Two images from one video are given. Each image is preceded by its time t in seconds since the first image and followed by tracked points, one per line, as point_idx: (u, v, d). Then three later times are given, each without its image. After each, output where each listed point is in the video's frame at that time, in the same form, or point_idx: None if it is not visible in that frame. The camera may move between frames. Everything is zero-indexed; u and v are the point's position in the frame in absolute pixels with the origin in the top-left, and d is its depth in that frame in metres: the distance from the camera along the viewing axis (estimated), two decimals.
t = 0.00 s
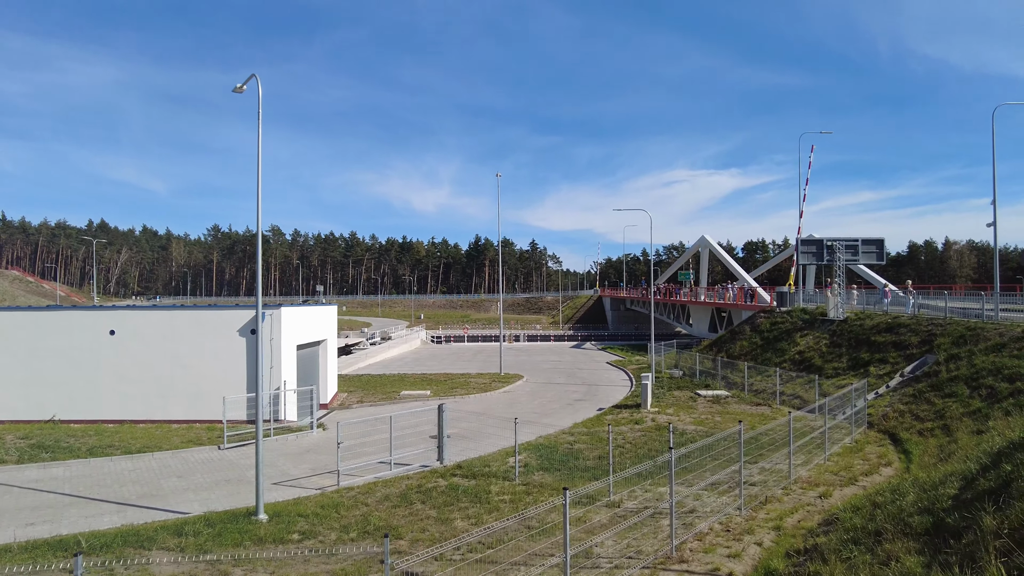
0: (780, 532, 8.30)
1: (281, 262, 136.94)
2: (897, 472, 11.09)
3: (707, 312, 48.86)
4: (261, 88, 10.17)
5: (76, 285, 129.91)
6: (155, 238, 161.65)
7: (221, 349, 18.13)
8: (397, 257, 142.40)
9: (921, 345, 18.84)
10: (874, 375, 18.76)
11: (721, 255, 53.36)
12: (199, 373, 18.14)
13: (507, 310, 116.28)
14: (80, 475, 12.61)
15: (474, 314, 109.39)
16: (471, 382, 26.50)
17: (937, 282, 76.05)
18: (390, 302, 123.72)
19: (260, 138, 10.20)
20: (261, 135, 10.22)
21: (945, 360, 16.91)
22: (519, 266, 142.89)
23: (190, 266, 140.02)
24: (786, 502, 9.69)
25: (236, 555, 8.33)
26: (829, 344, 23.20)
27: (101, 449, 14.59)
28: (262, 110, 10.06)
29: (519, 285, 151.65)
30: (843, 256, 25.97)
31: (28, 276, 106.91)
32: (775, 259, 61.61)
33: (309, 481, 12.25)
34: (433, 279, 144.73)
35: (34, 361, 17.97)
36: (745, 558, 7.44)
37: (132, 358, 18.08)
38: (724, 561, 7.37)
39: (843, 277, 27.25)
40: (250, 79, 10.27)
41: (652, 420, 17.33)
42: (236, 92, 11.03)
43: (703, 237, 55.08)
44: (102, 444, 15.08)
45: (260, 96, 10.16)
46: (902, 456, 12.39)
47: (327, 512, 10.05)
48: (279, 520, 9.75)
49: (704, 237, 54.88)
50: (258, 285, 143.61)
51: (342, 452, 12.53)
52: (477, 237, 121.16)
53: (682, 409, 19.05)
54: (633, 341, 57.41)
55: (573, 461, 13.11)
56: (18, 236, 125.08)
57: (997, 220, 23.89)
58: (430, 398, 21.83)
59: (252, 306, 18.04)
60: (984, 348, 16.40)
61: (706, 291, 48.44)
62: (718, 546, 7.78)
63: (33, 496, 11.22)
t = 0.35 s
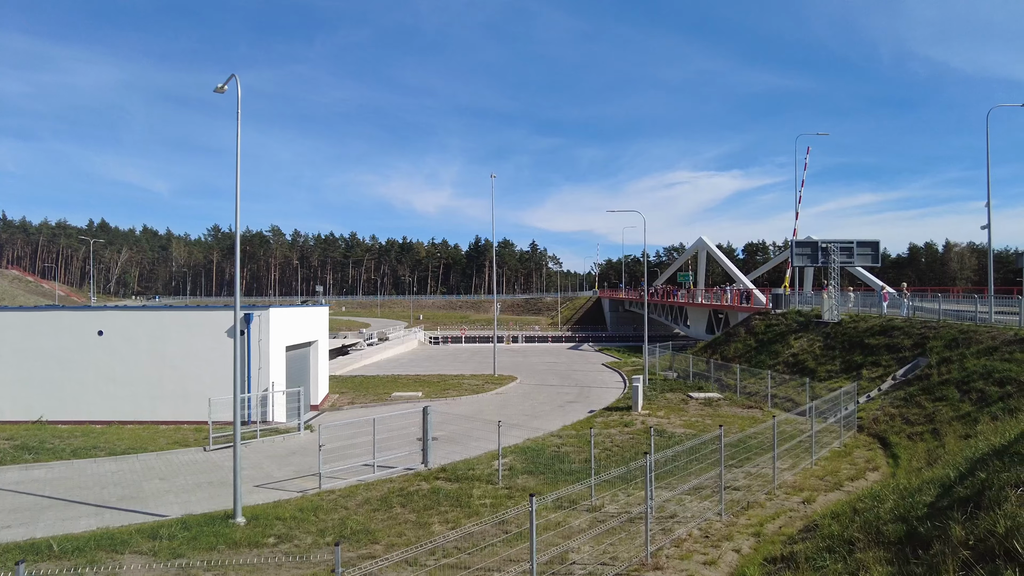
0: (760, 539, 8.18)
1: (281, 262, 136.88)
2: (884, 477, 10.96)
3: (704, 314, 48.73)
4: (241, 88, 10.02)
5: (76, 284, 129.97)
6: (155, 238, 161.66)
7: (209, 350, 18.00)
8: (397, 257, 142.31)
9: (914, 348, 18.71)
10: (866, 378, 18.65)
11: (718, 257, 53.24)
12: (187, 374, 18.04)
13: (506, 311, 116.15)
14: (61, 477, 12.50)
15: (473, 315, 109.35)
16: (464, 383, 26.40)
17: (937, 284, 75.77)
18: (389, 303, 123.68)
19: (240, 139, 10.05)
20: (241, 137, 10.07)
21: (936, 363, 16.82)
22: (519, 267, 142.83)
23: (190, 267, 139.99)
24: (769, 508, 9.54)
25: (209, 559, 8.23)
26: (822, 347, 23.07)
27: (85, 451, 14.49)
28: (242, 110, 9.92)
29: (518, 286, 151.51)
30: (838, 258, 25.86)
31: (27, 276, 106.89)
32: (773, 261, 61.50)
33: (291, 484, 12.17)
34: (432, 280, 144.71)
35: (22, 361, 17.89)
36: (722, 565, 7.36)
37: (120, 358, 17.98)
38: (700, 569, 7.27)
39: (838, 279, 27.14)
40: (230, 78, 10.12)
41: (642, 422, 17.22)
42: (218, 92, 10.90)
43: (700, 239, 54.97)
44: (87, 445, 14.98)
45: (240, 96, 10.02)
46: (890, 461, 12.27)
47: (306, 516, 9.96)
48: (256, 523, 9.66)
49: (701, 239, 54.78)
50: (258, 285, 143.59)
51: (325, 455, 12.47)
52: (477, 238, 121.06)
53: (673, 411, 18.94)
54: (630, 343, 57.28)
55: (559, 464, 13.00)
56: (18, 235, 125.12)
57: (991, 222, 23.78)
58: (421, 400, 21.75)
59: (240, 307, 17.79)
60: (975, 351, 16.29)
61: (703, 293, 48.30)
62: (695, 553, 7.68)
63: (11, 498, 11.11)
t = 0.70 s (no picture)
0: (740, 544, 8.09)
1: (281, 265, 136.81)
2: (870, 481, 10.85)
3: (702, 317, 48.61)
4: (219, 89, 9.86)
5: (75, 287, 129.98)
6: (155, 240, 161.76)
7: (198, 354, 17.93)
8: (397, 260, 142.21)
9: (906, 351, 18.61)
10: (859, 382, 18.54)
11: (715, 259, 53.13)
12: (176, 377, 17.98)
13: (506, 314, 116.02)
14: (43, 481, 12.40)
15: (473, 318, 109.29)
16: (457, 386, 26.30)
17: (937, 287, 75.52)
18: (389, 306, 123.66)
19: (219, 140, 9.87)
20: (219, 137, 9.89)
21: (928, 367, 16.71)
22: (519, 270, 142.80)
23: (190, 269, 139.99)
24: (751, 513, 9.43)
25: (183, 564, 8.13)
26: (816, 350, 22.96)
27: (70, 454, 14.39)
28: (220, 111, 9.82)
29: (518, 288, 151.39)
30: (833, 260, 25.74)
31: (26, 279, 106.90)
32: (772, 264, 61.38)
33: (274, 488, 12.11)
34: (432, 283, 144.66)
35: (10, 364, 17.82)
36: (698, 572, 7.27)
37: (109, 361, 17.91)
38: None
39: (833, 282, 27.03)
40: (209, 79, 9.97)
41: (632, 426, 17.14)
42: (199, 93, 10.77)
43: (697, 242, 54.87)
44: (72, 449, 14.89)
45: (219, 97, 9.86)
46: (878, 465, 12.17)
47: (285, 520, 9.88)
48: (234, 528, 9.56)
49: (699, 242, 54.68)
50: (258, 288, 143.57)
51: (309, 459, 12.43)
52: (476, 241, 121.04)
53: (664, 415, 18.84)
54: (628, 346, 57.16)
55: (544, 468, 12.91)
56: (18, 238, 125.21)
57: (985, 225, 23.72)
58: (413, 403, 21.67)
59: (229, 309, 17.73)
60: (967, 354, 16.19)
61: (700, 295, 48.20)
62: (672, 559, 7.60)
63: None
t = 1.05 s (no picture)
0: (723, 558, 7.96)
1: (281, 270, 136.86)
2: (859, 493, 10.71)
3: (700, 324, 48.45)
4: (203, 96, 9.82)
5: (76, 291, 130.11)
6: (156, 245, 161.98)
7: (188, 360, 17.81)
8: (397, 266, 142.23)
9: (901, 360, 18.48)
10: (853, 390, 18.39)
11: (713, 266, 53.07)
12: (165, 383, 17.88)
13: (505, 320, 115.88)
14: (26, 489, 12.27)
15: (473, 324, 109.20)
16: (452, 393, 26.19)
17: (938, 294, 75.20)
18: (389, 311, 123.66)
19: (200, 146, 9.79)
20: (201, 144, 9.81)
21: (923, 376, 16.56)
22: (519, 276, 142.81)
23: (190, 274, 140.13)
24: (737, 525, 9.28)
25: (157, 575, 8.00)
26: (811, 358, 22.83)
27: (55, 462, 14.27)
28: (202, 119, 9.73)
29: (518, 294, 151.23)
30: (829, 268, 25.63)
31: (27, 283, 107.01)
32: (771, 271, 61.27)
33: (259, 497, 12.01)
34: (432, 289, 144.65)
35: None
36: None
37: (98, 367, 17.82)
38: None
39: (829, 290, 26.91)
40: (193, 86, 9.94)
41: (623, 434, 17.02)
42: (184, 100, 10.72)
43: (696, 249, 54.80)
44: (58, 456, 14.77)
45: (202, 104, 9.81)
46: (869, 476, 12.03)
47: (265, 530, 9.75)
48: (214, 537, 9.44)
49: (697, 249, 54.62)
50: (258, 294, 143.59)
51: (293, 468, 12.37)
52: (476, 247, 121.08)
53: (657, 423, 18.71)
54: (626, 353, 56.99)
55: (532, 477, 12.78)
56: (19, 243, 125.44)
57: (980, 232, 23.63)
58: (405, 411, 21.54)
59: (219, 316, 17.67)
60: (962, 363, 16.05)
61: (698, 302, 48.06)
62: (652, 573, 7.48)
63: None
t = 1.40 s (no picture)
0: (704, 566, 7.80)
1: (280, 272, 136.81)
2: (847, 499, 10.53)
3: (698, 326, 48.27)
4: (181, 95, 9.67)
5: (76, 292, 130.20)
6: (156, 246, 162.09)
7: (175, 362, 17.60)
8: (397, 267, 142.03)
9: (895, 363, 18.29)
10: (847, 394, 18.20)
11: (711, 268, 52.88)
12: (153, 385, 17.71)
13: (505, 322, 115.69)
14: (5, 492, 12.10)
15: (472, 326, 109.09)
16: (445, 396, 26.03)
17: (939, 297, 74.84)
18: (389, 313, 123.61)
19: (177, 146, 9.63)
20: (178, 143, 9.66)
21: (917, 379, 16.38)
22: (519, 278, 142.67)
23: (191, 275, 140.15)
24: (721, 531, 9.11)
25: None
26: (806, 361, 22.64)
27: (38, 464, 14.10)
28: (180, 118, 9.57)
29: (518, 296, 151.04)
30: (825, 270, 25.44)
31: (26, 284, 107.02)
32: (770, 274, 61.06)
33: (240, 500, 11.86)
34: (433, 290, 144.43)
35: None
36: None
37: (85, 369, 17.66)
38: None
39: (825, 292, 26.72)
40: (172, 84, 9.80)
41: (613, 438, 16.86)
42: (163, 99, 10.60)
43: (694, 251, 54.61)
44: (41, 459, 14.60)
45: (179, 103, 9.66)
46: (859, 482, 11.85)
47: (242, 534, 9.58)
48: (190, 541, 9.27)
49: (695, 251, 54.44)
50: (258, 295, 143.58)
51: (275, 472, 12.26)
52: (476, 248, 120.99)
53: (648, 427, 18.52)
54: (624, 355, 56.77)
55: (518, 481, 12.61)
56: (20, 243, 125.57)
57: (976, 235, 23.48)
58: (396, 413, 21.41)
59: (206, 317, 17.54)
60: (956, 367, 15.87)
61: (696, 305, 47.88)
62: None
63: None
